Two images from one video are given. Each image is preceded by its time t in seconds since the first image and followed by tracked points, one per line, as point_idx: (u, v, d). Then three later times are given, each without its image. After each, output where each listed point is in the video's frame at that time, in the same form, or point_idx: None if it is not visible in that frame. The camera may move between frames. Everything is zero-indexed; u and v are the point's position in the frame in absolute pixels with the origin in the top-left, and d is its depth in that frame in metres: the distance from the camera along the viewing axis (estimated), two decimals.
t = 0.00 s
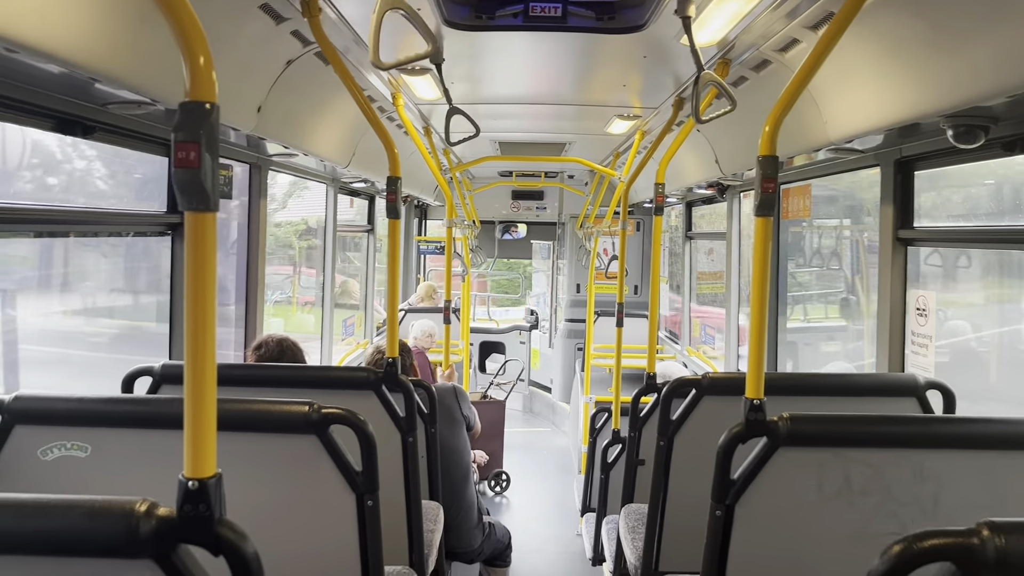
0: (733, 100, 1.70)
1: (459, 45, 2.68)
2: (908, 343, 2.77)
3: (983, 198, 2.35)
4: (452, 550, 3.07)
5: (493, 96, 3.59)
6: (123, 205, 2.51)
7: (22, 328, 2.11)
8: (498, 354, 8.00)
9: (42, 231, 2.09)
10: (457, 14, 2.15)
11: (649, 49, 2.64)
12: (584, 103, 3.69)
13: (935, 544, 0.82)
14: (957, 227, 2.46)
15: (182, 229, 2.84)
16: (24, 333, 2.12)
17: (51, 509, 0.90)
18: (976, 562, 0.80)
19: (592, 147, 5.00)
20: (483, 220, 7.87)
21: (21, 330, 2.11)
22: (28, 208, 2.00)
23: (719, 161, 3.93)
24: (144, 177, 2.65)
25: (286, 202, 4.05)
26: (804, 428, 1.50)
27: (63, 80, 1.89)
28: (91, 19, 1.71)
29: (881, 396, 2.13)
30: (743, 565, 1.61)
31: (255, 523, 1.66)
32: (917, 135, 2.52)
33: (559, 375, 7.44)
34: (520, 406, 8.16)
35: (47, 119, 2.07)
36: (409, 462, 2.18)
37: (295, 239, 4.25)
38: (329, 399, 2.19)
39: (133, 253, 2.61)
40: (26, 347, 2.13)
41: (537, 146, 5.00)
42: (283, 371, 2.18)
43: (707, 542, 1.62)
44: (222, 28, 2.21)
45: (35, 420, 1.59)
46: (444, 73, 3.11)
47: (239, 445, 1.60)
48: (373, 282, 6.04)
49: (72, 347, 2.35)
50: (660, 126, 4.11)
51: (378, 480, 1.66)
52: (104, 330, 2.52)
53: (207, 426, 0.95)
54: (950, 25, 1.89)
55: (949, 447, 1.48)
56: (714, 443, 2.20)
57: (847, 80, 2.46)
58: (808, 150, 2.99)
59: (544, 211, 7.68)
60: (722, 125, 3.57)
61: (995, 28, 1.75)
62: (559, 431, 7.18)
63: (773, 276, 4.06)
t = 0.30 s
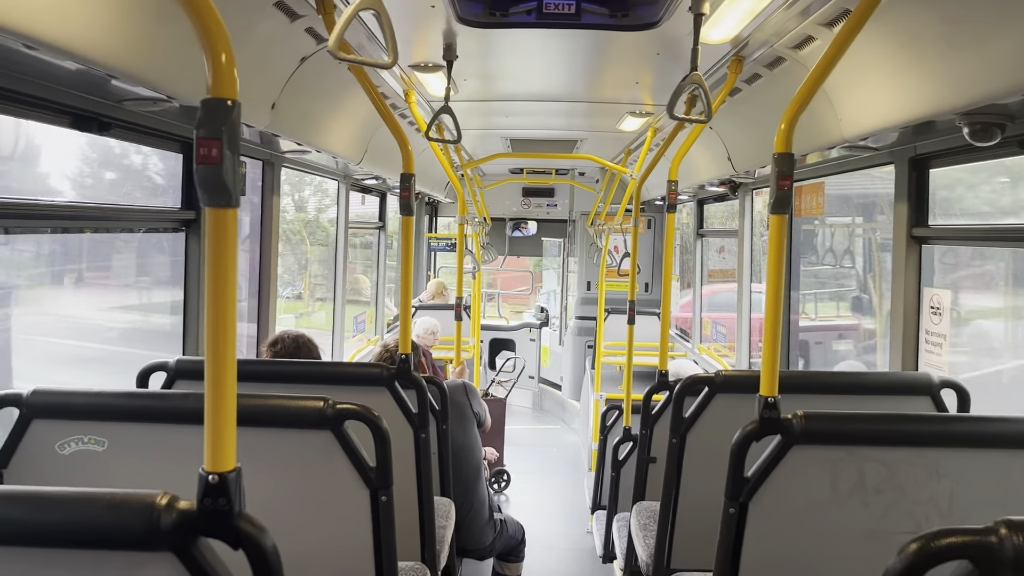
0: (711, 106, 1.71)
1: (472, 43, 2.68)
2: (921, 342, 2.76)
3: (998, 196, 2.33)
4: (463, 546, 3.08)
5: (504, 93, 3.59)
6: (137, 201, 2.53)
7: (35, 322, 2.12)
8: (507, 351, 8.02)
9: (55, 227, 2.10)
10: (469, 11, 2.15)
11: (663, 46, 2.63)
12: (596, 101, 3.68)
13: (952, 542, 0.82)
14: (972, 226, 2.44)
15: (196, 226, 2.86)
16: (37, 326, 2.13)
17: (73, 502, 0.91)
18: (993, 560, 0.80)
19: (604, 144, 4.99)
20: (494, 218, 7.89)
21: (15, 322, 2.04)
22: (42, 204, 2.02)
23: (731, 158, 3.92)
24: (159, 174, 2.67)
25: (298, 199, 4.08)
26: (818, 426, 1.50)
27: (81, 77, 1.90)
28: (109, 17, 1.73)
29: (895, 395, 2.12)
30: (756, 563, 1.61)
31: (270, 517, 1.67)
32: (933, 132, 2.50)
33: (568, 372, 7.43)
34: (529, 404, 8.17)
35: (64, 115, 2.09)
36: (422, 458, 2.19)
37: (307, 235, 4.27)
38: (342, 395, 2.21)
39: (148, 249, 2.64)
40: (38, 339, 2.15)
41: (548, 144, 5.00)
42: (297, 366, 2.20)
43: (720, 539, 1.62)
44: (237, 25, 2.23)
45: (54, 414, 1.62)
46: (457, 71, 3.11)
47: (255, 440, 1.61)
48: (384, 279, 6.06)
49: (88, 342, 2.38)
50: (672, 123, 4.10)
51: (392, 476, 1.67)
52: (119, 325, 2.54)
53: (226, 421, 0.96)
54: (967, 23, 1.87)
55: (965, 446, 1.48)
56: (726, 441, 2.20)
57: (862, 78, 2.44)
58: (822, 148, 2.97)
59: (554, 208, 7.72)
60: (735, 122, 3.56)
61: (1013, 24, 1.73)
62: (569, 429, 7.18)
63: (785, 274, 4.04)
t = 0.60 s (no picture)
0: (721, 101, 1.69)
1: (473, 46, 2.69)
2: (923, 344, 2.74)
3: (1000, 197, 2.32)
4: (464, 549, 3.09)
5: (506, 96, 3.60)
6: (140, 205, 2.55)
7: (36, 325, 2.14)
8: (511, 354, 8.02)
9: (55, 232, 2.11)
10: (471, 14, 2.15)
11: (663, 49, 2.63)
12: (598, 104, 3.68)
13: (946, 545, 0.82)
14: (973, 228, 2.42)
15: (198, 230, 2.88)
16: (36, 329, 2.15)
17: (67, 506, 0.92)
18: (987, 563, 0.79)
19: (607, 147, 4.99)
20: (498, 221, 7.90)
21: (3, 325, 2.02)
22: (44, 208, 2.03)
23: (733, 161, 3.91)
24: (161, 178, 2.69)
25: (301, 203, 4.09)
26: (816, 429, 1.49)
27: (82, 82, 1.92)
28: (109, 21, 1.74)
29: (895, 397, 2.11)
30: (755, 567, 1.60)
31: (269, 520, 1.68)
32: (934, 135, 2.49)
33: (572, 376, 7.41)
34: (533, 407, 8.16)
35: (65, 120, 2.12)
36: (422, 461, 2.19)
37: (310, 239, 4.29)
38: (342, 398, 2.21)
39: (150, 253, 2.66)
40: (39, 342, 2.17)
41: (551, 147, 5.01)
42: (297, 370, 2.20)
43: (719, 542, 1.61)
44: (239, 29, 2.25)
45: (54, 418, 1.63)
46: (458, 74, 3.12)
47: (253, 443, 1.62)
48: (387, 282, 6.08)
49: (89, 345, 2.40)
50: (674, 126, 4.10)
51: (389, 479, 1.68)
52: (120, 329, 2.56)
53: (219, 424, 0.97)
54: (966, 24, 1.86)
55: (964, 448, 1.47)
56: (726, 444, 2.19)
57: (862, 80, 2.44)
58: (822, 150, 2.97)
59: (558, 212, 7.71)
60: (736, 125, 3.55)
61: (1012, 25, 1.72)
62: (573, 432, 7.17)
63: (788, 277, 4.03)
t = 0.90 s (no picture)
0: (750, 102, 1.68)
1: (476, 48, 2.69)
2: (928, 346, 2.73)
3: (1004, 198, 2.31)
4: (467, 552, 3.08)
5: (508, 99, 3.60)
6: (144, 208, 2.55)
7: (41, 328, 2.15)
8: (514, 357, 8.03)
9: (59, 234, 2.11)
10: (473, 17, 2.14)
11: (667, 51, 2.63)
12: (600, 106, 3.68)
13: (953, 548, 0.81)
14: (978, 229, 2.42)
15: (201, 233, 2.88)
16: (40, 332, 2.15)
17: (73, 512, 0.92)
18: (995, 567, 0.79)
19: (609, 149, 4.99)
20: (500, 223, 7.91)
21: (9, 329, 2.03)
22: (47, 211, 2.03)
23: (736, 163, 3.91)
24: (164, 181, 2.69)
25: (303, 206, 4.10)
26: (823, 432, 1.48)
27: (86, 86, 1.93)
28: (113, 26, 1.74)
29: (900, 399, 2.11)
30: (761, 570, 1.60)
31: (273, 524, 1.68)
32: (938, 136, 2.48)
33: (575, 378, 7.40)
34: (536, 409, 8.15)
35: (68, 124, 2.12)
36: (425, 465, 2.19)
37: (312, 241, 4.29)
38: (346, 401, 2.21)
39: (154, 256, 2.66)
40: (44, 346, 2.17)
41: (553, 149, 5.01)
42: (301, 373, 2.20)
43: (725, 546, 1.61)
44: (242, 32, 2.25)
45: (58, 421, 1.63)
46: (460, 77, 3.13)
47: (257, 447, 1.62)
48: (390, 285, 6.08)
49: (92, 349, 2.40)
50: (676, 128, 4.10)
51: (394, 482, 1.67)
52: (124, 332, 2.56)
53: (225, 429, 0.97)
54: (970, 26, 1.86)
55: (971, 451, 1.46)
56: (730, 447, 2.19)
57: (865, 81, 2.43)
58: (826, 151, 2.96)
59: (560, 214, 7.72)
60: (739, 127, 3.55)
61: (1016, 26, 1.72)
62: (576, 434, 7.16)
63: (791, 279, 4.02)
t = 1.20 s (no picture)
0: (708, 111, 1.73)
1: (471, 47, 2.69)
2: (921, 343, 2.75)
3: (997, 196, 2.33)
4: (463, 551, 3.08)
5: (503, 97, 3.60)
6: (138, 207, 2.54)
7: (43, 327, 2.16)
8: (509, 355, 8.03)
9: (53, 234, 2.10)
10: (467, 15, 2.14)
11: (661, 49, 2.64)
12: (595, 104, 3.68)
13: (946, 543, 0.82)
14: (970, 226, 2.43)
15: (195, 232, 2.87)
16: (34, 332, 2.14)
17: (66, 511, 0.91)
18: (987, 562, 0.79)
19: (604, 147, 5.00)
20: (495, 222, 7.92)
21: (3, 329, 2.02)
22: (41, 211, 2.02)
23: (731, 161, 3.92)
24: (158, 180, 2.68)
25: (298, 204, 4.08)
26: (816, 428, 1.49)
27: (79, 84, 1.92)
28: (106, 24, 1.74)
29: (894, 396, 2.12)
30: (755, 567, 1.60)
31: (267, 523, 1.67)
32: (931, 133, 2.49)
33: (570, 376, 7.40)
34: (532, 407, 8.15)
35: (62, 123, 2.11)
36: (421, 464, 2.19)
37: (307, 240, 4.28)
38: (341, 401, 2.21)
39: (148, 255, 2.65)
40: (39, 345, 2.17)
41: (548, 147, 5.01)
42: (296, 372, 2.20)
43: (719, 543, 1.61)
44: (236, 30, 2.24)
45: (52, 421, 1.62)
46: (455, 75, 3.12)
47: (252, 446, 1.62)
48: (385, 284, 6.07)
49: (86, 350, 2.38)
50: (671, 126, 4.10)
51: (389, 481, 1.67)
52: (118, 331, 2.55)
53: (219, 427, 0.97)
54: (963, 24, 1.87)
55: (964, 447, 1.47)
56: (725, 444, 2.19)
57: (858, 79, 2.44)
58: (820, 150, 2.97)
59: (555, 212, 7.73)
60: (733, 125, 3.56)
61: (1009, 25, 1.73)
62: (571, 432, 7.17)
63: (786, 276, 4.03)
